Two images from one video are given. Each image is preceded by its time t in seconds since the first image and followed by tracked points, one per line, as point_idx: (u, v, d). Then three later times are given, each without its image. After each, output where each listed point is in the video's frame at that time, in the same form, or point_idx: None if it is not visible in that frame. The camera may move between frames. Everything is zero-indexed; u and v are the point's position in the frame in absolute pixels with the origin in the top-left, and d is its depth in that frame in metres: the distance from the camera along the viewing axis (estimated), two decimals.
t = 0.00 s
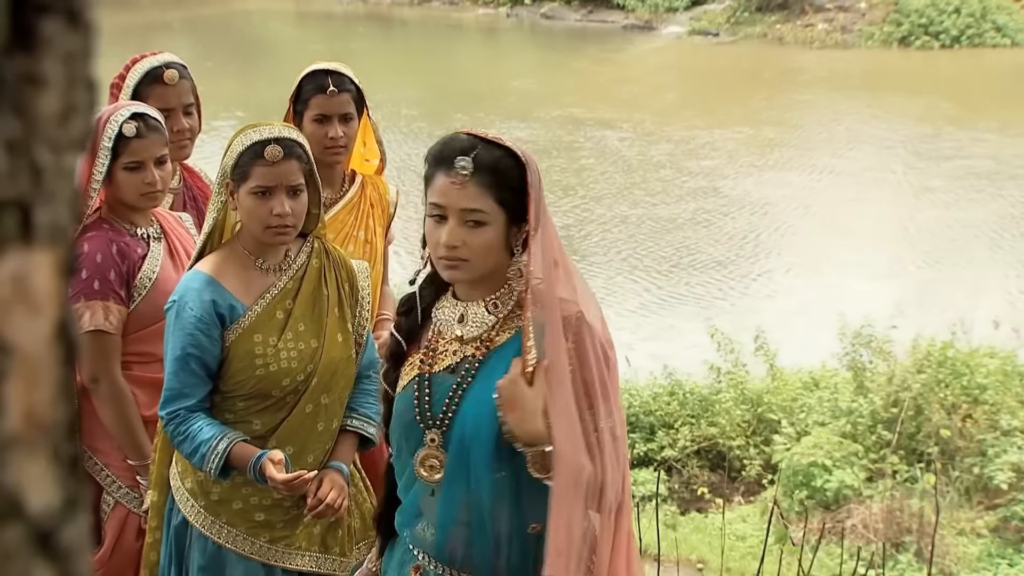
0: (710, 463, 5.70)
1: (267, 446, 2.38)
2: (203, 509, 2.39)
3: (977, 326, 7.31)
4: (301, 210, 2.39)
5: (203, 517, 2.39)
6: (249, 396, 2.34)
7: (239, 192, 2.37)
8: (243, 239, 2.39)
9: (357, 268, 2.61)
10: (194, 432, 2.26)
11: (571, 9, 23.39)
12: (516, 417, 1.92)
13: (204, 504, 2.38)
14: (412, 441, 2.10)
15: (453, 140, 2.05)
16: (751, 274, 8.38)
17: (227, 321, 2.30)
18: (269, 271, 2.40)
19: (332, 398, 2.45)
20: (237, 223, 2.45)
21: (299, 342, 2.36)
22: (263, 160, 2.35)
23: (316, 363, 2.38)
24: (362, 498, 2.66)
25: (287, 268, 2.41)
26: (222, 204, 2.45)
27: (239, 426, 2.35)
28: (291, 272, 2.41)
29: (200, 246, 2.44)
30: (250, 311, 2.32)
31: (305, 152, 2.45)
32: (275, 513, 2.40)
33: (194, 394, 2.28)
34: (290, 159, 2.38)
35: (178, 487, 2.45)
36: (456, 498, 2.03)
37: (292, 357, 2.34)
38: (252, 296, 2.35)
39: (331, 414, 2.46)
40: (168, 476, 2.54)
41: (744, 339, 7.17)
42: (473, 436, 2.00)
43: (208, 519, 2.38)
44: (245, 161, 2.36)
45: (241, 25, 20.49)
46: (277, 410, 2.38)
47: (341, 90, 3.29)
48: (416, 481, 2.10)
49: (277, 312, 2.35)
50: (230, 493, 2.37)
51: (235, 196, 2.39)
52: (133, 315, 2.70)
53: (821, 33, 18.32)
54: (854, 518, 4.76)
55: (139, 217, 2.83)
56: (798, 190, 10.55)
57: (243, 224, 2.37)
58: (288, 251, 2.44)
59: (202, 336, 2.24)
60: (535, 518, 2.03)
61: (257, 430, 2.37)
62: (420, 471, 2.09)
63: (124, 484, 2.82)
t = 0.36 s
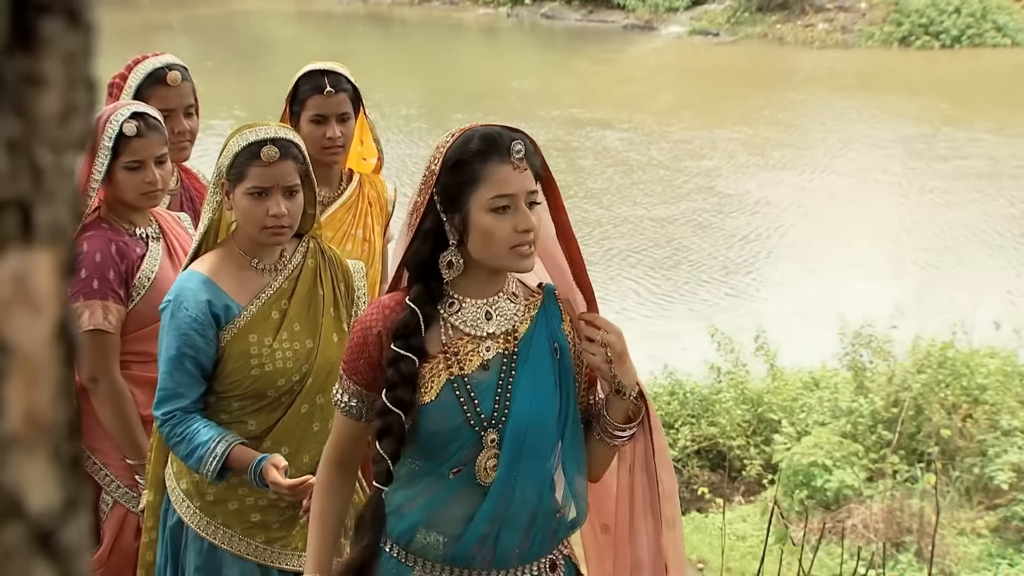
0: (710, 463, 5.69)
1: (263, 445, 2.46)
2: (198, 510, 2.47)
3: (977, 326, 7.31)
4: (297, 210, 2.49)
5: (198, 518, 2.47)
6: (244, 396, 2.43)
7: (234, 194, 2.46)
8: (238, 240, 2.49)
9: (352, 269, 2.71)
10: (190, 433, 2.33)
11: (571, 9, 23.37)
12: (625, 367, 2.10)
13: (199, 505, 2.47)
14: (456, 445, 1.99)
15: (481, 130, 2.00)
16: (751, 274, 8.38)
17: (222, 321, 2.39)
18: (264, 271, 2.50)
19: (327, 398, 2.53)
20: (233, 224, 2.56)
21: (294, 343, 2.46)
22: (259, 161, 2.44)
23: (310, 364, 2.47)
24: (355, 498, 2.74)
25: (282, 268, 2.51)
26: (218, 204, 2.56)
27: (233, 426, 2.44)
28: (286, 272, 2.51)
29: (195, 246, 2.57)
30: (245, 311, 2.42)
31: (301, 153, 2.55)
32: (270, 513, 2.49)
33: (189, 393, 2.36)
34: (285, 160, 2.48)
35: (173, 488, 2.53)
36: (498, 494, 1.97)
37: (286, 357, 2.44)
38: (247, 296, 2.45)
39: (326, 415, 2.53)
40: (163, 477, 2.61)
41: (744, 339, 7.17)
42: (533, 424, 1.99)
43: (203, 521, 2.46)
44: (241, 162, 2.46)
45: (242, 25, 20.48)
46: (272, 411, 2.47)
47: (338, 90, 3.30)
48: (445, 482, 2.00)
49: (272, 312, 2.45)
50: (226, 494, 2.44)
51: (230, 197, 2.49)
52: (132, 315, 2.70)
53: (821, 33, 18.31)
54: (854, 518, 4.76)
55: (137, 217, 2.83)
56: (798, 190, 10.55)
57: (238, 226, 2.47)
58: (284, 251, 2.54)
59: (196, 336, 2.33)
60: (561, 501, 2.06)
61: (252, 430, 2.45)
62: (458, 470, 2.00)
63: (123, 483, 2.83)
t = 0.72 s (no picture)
0: (711, 462, 5.68)
1: (257, 447, 2.46)
2: (192, 511, 2.48)
3: (978, 326, 7.30)
4: (291, 213, 2.49)
5: (193, 519, 2.47)
6: (237, 399, 2.43)
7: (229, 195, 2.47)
8: (233, 240, 2.49)
9: (349, 267, 2.72)
10: (186, 435, 2.36)
11: (572, 9, 23.39)
12: (602, 377, 2.13)
13: (193, 506, 2.47)
14: (453, 449, 1.98)
15: (469, 132, 2.01)
16: (751, 274, 8.38)
17: (215, 322, 2.40)
18: (259, 272, 2.50)
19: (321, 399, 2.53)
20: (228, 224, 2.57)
21: (288, 343, 2.46)
22: (255, 162, 2.45)
23: (304, 365, 2.48)
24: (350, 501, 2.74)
25: (276, 268, 2.51)
26: (212, 204, 2.56)
27: (227, 427, 2.44)
28: (280, 273, 2.51)
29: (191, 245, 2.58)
30: (238, 312, 2.42)
31: (296, 155, 2.55)
32: (264, 515, 2.49)
33: (182, 394, 2.37)
34: (279, 161, 2.47)
35: (168, 490, 2.54)
36: (489, 495, 1.98)
37: (280, 358, 2.44)
38: (241, 296, 2.45)
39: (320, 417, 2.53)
40: (158, 477, 2.62)
41: (744, 339, 7.17)
42: (526, 426, 2.03)
43: (198, 522, 2.47)
44: (236, 163, 2.46)
45: (243, 25, 20.48)
46: (266, 411, 2.47)
47: (336, 89, 3.30)
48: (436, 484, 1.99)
49: (265, 314, 2.45)
50: (220, 495, 2.44)
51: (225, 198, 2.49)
52: (132, 314, 2.71)
53: (822, 32, 18.31)
54: (855, 517, 4.77)
55: (137, 216, 2.83)
56: (799, 190, 10.54)
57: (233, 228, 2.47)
58: (278, 252, 2.55)
59: (189, 337, 2.34)
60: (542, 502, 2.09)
61: (245, 430, 2.46)
62: (451, 472, 1.99)
63: (123, 483, 2.84)
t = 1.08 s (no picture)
0: (711, 462, 5.68)
1: (250, 447, 2.46)
2: (187, 512, 2.48)
3: (978, 326, 7.30)
4: (286, 212, 2.49)
5: (189, 521, 2.48)
6: (231, 399, 2.43)
7: (224, 193, 2.47)
8: (228, 241, 2.50)
9: (343, 271, 2.74)
10: (182, 439, 2.36)
11: (572, 8, 23.37)
12: (602, 363, 2.08)
13: (189, 507, 2.48)
14: (463, 439, 1.98)
15: (476, 125, 2.01)
16: (751, 274, 8.38)
17: (210, 321, 2.40)
18: (253, 272, 2.50)
19: (317, 399, 2.53)
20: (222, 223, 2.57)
21: (283, 344, 2.46)
22: (250, 162, 2.45)
23: (298, 365, 2.48)
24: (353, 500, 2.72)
25: (272, 268, 2.51)
26: (207, 204, 2.56)
27: (221, 428, 2.45)
28: (275, 273, 2.51)
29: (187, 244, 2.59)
30: (233, 311, 2.42)
31: (291, 155, 2.55)
32: (259, 517, 2.48)
33: (177, 392, 2.37)
34: (275, 161, 2.48)
35: (165, 492, 2.55)
36: (498, 487, 1.99)
37: (274, 356, 2.44)
38: (236, 297, 2.45)
39: (315, 417, 2.53)
40: (155, 477, 2.62)
41: (744, 339, 7.16)
42: (536, 414, 2.01)
43: (194, 524, 2.47)
44: (231, 163, 2.46)
45: (243, 25, 20.47)
46: (260, 412, 2.47)
47: (334, 90, 3.30)
48: (446, 476, 2.01)
49: (259, 314, 2.45)
50: (215, 497, 2.45)
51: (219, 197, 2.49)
52: (131, 313, 2.71)
53: (822, 33, 18.29)
54: (855, 518, 4.78)
55: (136, 215, 2.83)
56: (799, 190, 10.54)
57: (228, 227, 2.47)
58: (273, 252, 2.55)
59: (182, 336, 2.34)
60: (554, 491, 2.08)
61: (239, 431, 2.46)
62: (461, 463, 2.00)
63: (123, 483, 2.84)
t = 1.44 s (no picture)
0: (711, 462, 5.68)
1: (250, 447, 2.47)
2: (187, 511, 2.48)
3: (978, 326, 7.29)
4: (287, 213, 2.50)
5: (189, 521, 2.48)
6: (232, 398, 2.43)
7: (225, 193, 2.47)
8: (228, 241, 2.50)
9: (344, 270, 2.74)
10: (184, 441, 2.37)
11: (572, 9, 23.37)
12: (617, 358, 2.05)
13: (188, 506, 2.48)
14: (484, 437, 1.98)
15: (492, 123, 2.00)
16: (752, 274, 8.38)
17: (210, 320, 2.40)
18: (255, 271, 2.49)
19: (317, 399, 2.54)
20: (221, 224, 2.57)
21: (283, 343, 2.46)
22: (251, 162, 2.45)
23: (298, 365, 2.48)
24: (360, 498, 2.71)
25: (272, 267, 2.51)
26: (207, 204, 2.57)
27: (221, 428, 2.45)
28: (276, 272, 2.51)
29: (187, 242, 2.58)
30: (234, 311, 2.42)
31: (292, 156, 2.55)
32: (259, 517, 2.49)
33: (180, 392, 2.38)
34: (276, 162, 2.48)
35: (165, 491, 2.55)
36: (519, 486, 1.99)
37: (275, 356, 2.44)
38: (237, 296, 2.45)
39: (315, 417, 2.54)
40: (155, 477, 2.63)
41: (744, 339, 7.16)
42: (556, 412, 2.00)
43: (194, 523, 2.47)
44: (231, 164, 2.45)
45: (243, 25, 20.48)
46: (261, 412, 2.47)
47: (334, 90, 3.30)
48: (471, 476, 2.01)
49: (261, 313, 2.45)
50: (216, 497, 2.45)
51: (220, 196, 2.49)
52: (131, 313, 2.71)
53: (822, 33, 18.28)
54: (855, 518, 4.80)
55: (136, 216, 2.83)
56: (800, 191, 10.53)
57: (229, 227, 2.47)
58: (274, 252, 2.54)
59: (183, 336, 2.34)
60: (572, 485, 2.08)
61: (240, 431, 2.46)
62: (483, 462, 2.00)
63: (124, 482, 2.84)
